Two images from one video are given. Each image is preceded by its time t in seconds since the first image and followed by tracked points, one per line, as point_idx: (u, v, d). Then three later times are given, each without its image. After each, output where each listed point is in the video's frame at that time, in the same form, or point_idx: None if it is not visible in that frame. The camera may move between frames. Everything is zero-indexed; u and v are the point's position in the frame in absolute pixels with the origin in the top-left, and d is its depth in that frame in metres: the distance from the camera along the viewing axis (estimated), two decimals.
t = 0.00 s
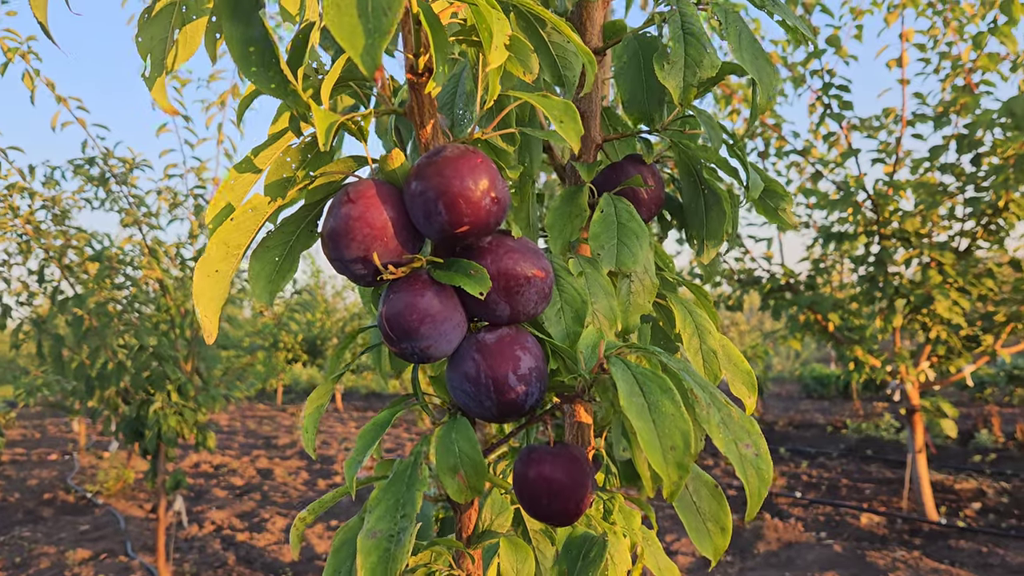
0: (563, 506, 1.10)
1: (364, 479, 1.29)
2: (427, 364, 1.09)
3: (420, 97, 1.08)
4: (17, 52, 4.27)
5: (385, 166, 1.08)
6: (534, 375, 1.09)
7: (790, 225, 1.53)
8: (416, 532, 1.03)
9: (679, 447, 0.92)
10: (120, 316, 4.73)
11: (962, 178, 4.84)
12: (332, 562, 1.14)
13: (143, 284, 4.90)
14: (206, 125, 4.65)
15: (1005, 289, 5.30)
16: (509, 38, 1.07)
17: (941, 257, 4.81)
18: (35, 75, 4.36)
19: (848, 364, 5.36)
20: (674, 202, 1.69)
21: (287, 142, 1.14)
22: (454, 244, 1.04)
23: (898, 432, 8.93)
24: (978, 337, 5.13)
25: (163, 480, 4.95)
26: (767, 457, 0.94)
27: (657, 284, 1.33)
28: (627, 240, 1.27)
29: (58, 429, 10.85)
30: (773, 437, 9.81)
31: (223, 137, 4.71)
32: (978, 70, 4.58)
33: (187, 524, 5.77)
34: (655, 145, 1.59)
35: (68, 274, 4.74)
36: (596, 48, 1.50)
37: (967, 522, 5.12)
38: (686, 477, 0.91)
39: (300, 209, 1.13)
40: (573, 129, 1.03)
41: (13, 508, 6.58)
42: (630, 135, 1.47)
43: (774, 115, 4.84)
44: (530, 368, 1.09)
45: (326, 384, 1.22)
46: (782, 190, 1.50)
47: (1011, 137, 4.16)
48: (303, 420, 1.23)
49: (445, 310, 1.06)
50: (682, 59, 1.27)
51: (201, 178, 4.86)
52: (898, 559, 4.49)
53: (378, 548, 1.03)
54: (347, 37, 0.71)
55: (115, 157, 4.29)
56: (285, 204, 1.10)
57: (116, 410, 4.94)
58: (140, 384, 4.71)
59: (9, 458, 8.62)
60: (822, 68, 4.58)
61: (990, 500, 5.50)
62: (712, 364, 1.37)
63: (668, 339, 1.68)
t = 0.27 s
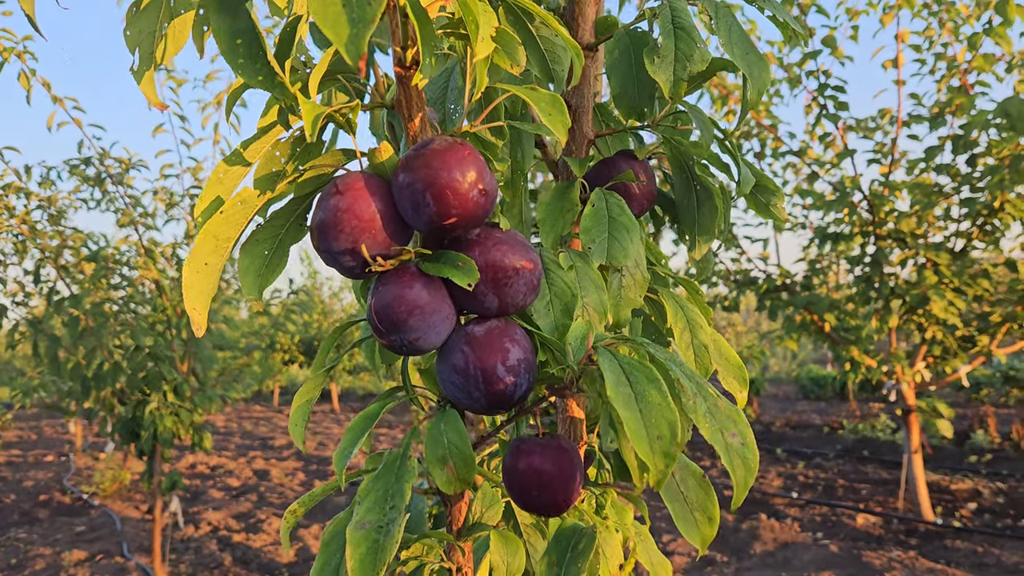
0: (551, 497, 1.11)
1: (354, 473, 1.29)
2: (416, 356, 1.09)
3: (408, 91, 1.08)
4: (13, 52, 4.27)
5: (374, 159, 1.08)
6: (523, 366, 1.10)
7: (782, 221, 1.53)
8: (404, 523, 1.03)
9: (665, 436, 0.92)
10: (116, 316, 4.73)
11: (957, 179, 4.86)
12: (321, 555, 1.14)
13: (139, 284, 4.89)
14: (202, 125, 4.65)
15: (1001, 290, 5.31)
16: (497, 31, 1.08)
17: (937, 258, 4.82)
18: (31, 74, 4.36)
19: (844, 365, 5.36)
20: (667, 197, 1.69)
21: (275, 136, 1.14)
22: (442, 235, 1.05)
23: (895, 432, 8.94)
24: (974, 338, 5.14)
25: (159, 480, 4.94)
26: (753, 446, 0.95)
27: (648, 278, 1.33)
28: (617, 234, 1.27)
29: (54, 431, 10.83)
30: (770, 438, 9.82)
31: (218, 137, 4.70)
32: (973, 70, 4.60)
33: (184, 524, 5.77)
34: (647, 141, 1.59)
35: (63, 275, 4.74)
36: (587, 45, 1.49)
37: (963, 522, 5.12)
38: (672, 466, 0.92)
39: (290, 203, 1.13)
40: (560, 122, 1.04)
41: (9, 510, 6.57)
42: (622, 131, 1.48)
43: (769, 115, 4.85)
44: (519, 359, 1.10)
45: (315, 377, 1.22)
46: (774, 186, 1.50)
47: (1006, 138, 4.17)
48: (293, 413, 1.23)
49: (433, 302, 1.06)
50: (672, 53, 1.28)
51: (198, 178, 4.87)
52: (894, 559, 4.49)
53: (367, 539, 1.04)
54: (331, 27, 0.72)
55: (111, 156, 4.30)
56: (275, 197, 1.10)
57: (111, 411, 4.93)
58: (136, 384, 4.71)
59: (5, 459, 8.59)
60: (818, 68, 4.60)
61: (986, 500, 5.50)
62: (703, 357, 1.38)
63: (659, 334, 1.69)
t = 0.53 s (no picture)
0: (555, 486, 1.11)
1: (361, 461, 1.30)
2: (422, 346, 1.10)
3: (415, 84, 1.09)
4: (15, 48, 4.28)
5: (381, 151, 1.08)
6: (528, 356, 1.11)
7: (784, 216, 1.54)
8: (410, 510, 1.04)
9: (669, 423, 0.93)
10: (118, 313, 4.74)
11: (958, 177, 4.88)
12: (329, 543, 1.17)
13: (140, 281, 4.91)
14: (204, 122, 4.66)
15: (1001, 288, 5.32)
16: (502, 25, 1.08)
17: (938, 256, 4.83)
18: (33, 71, 4.37)
19: (845, 362, 5.37)
20: (670, 192, 1.70)
21: (284, 129, 1.13)
22: (448, 226, 1.05)
23: (895, 430, 8.96)
24: (975, 336, 5.15)
25: (161, 476, 4.95)
26: (755, 433, 0.96)
27: (652, 272, 1.33)
28: (621, 228, 1.28)
29: (54, 427, 10.84)
30: (770, 435, 9.83)
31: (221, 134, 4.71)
32: (975, 69, 4.60)
33: (185, 520, 5.78)
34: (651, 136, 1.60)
35: (65, 271, 4.75)
36: (591, 40, 1.51)
37: (963, 520, 5.13)
38: (675, 453, 0.93)
39: (297, 195, 1.14)
40: (565, 115, 1.04)
41: (10, 506, 6.59)
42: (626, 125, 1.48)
43: (771, 113, 4.86)
44: (524, 349, 1.11)
45: (322, 367, 1.23)
46: (777, 181, 1.51)
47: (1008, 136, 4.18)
48: (300, 403, 1.24)
49: (439, 293, 1.07)
50: (676, 48, 1.29)
51: (199, 174, 4.88)
52: (894, 556, 4.51)
53: (373, 526, 1.05)
54: (340, 18, 0.72)
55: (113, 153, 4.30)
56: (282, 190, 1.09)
57: (113, 407, 4.94)
58: (138, 380, 4.72)
59: (6, 455, 8.61)
60: (820, 66, 4.60)
61: (986, 498, 5.52)
62: (706, 351, 1.38)
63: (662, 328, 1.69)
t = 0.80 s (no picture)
0: (569, 449, 1.12)
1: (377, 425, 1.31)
2: (437, 310, 1.11)
3: (430, 46, 1.09)
4: (22, 38, 4.29)
5: (396, 114, 1.09)
6: (542, 320, 1.11)
7: (795, 188, 1.54)
8: (426, 471, 1.05)
9: (686, 380, 0.94)
10: (123, 303, 4.75)
11: (964, 166, 4.88)
12: (346, 502, 1.19)
13: (146, 271, 4.92)
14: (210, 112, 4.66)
15: (1007, 277, 5.32)
16: None
17: (944, 246, 4.83)
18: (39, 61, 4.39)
19: (850, 353, 5.37)
20: (681, 167, 1.70)
21: (299, 94, 1.13)
22: (463, 189, 1.05)
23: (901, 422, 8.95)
24: (980, 326, 5.15)
25: (167, 465, 4.97)
26: (772, 391, 0.96)
27: (664, 242, 1.33)
28: (634, 196, 1.27)
29: (60, 420, 10.90)
30: (775, 428, 9.83)
31: (226, 124, 4.72)
32: (981, 57, 4.60)
33: (191, 511, 5.80)
34: (662, 110, 1.60)
35: (71, 261, 4.77)
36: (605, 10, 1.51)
37: (969, 510, 5.13)
38: (692, 409, 0.93)
39: (313, 159, 1.13)
40: (581, 77, 1.04)
41: (17, 497, 6.62)
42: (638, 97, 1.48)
43: (776, 103, 4.86)
44: (538, 312, 1.11)
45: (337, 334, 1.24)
46: (788, 153, 1.50)
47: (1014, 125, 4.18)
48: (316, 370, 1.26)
49: (455, 255, 1.07)
50: (689, 16, 1.29)
51: (204, 165, 4.90)
52: (898, 545, 4.52)
53: (390, 487, 1.06)
54: None
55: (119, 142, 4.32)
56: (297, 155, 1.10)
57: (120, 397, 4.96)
58: (144, 370, 4.74)
59: (13, 448, 8.65)
60: (825, 55, 4.60)
61: (991, 489, 5.52)
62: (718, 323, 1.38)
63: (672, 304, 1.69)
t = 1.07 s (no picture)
0: (584, 416, 1.12)
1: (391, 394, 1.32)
2: (453, 278, 1.11)
3: (445, 12, 1.09)
4: (26, 27, 4.29)
5: (411, 80, 1.08)
6: (558, 287, 1.11)
7: (807, 162, 1.53)
8: (442, 438, 1.06)
9: (703, 343, 0.94)
10: (129, 292, 4.77)
11: (971, 151, 4.88)
12: (361, 468, 1.19)
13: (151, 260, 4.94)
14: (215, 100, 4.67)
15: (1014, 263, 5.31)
16: None
17: (950, 231, 4.83)
18: (43, 50, 4.39)
19: (856, 339, 5.37)
20: (691, 142, 1.69)
21: (314, 63, 1.13)
22: (479, 155, 1.05)
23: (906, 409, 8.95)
24: (986, 312, 5.15)
25: (175, 453, 5.01)
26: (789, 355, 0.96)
27: (676, 214, 1.33)
28: (647, 167, 1.27)
29: (66, 411, 10.99)
30: (780, 415, 9.85)
31: (231, 112, 4.72)
32: (988, 42, 4.58)
33: (198, 500, 5.85)
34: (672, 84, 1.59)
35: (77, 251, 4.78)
36: None
37: (974, 496, 5.15)
38: (709, 372, 0.94)
39: (328, 127, 1.14)
40: (597, 41, 1.04)
41: (25, 486, 6.69)
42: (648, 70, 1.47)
43: (781, 89, 4.85)
44: (554, 280, 1.11)
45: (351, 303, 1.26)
46: (800, 126, 1.50)
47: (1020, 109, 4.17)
48: (330, 336, 1.29)
49: (470, 222, 1.07)
50: None
51: (210, 153, 4.92)
52: (904, 531, 4.55)
53: (406, 453, 1.07)
54: None
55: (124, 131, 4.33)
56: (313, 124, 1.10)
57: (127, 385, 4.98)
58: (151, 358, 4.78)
59: (20, 438, 8.71)
60: (830, 40, 4.58)
61: (997, 474, 5.53)
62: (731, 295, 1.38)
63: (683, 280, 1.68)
